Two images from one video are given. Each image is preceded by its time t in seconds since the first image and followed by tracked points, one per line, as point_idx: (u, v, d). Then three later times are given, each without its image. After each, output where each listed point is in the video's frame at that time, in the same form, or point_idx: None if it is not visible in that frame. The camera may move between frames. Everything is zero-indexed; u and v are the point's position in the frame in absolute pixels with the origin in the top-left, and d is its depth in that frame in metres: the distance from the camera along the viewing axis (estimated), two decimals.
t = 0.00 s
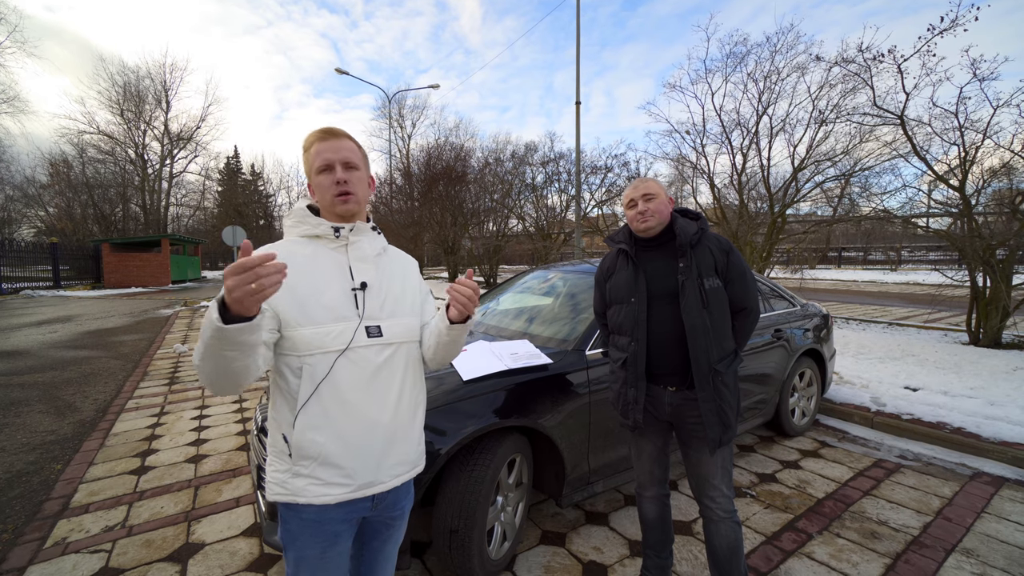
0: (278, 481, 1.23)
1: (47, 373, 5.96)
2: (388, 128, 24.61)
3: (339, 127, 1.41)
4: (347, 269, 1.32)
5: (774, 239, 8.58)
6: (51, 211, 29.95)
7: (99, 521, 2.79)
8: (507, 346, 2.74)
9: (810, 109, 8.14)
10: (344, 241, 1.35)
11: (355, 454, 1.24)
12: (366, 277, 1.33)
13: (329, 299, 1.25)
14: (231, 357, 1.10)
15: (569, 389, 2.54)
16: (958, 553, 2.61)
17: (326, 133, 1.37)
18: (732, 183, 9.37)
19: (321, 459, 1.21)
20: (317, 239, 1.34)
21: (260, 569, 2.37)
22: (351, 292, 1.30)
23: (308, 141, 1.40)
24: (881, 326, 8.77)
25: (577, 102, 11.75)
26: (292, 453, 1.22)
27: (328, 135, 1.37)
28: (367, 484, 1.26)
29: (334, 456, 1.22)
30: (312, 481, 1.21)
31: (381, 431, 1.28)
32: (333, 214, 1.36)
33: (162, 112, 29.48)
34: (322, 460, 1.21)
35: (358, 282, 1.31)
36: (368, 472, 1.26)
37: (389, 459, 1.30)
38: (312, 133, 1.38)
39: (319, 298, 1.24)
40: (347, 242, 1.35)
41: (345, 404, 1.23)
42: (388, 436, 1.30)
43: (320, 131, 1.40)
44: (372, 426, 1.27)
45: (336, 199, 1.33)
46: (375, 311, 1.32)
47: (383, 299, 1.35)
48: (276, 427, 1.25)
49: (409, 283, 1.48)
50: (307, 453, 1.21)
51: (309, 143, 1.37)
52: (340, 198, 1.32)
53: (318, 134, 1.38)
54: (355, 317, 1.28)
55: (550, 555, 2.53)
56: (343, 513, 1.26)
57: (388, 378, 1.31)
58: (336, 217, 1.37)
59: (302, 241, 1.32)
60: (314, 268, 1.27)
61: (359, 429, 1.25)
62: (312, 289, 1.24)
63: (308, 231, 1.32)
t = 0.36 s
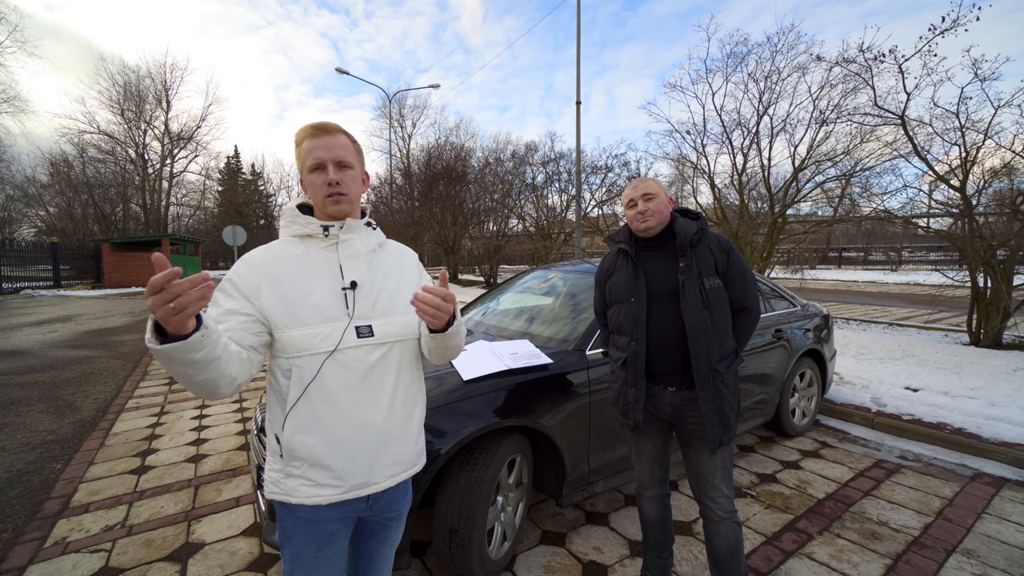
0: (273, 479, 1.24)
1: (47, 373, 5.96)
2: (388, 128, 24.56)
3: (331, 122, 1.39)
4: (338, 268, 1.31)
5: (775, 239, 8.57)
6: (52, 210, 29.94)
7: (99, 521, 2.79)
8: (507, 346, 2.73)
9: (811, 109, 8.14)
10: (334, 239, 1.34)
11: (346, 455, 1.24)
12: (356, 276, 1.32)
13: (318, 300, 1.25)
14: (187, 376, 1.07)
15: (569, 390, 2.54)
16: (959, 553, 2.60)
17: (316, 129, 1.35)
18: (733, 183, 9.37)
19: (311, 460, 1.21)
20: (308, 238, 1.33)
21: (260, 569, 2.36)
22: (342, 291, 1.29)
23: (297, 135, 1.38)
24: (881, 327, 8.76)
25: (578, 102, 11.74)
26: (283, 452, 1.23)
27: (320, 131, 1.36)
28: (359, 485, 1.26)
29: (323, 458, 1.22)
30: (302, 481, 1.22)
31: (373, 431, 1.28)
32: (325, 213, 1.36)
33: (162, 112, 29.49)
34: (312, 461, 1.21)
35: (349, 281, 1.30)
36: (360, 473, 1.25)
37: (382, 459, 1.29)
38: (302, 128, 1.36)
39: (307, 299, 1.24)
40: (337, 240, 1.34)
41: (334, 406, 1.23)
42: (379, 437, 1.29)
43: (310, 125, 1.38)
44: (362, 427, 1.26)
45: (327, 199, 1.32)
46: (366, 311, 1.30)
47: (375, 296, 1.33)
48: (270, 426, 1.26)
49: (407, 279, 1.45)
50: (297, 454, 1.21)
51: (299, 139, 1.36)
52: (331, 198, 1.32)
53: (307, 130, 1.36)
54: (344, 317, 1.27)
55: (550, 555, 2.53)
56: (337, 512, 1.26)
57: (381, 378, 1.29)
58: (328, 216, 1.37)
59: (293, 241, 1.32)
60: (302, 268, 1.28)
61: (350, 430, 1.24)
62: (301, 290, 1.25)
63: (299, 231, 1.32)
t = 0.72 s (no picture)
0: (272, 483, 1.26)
1: (48, 373, 5.96)
2: (388, 128, 24.57)
3: (330, 121, 1.34)
4: (333, 274, 1.31)
5: (775, 240, 8.57)
6: (52, 211, 29.95)
7: (100, 521, 2.79)
8: (507, 346, 2.73)
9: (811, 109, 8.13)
10: (328, 244, 1.33)
11: (340, 463, 1.24)
12: (351, 282, 1.32)
13: (312, 308, 1.24)
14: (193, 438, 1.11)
15: (570, 391, 2.54)
16: (960, 553, 2.60)
17: (315, 130, 1.31)
18: (733, 184, 9.37)
19: (305, 468, 1.22)
20: (301, 242, 1.32)
21: (262, 569, 2.37)
22: (336, 298, 1.29)
23: (293, 131, 1.33)
24: (882, 327, 8.76)
25: (578, 102, 11.74)
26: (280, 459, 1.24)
27: (319, 132, 1.31)
28: (354, 492, 1.27)
29: (317, 466, 1.22)
30: (297, 487, 1.23)
31: (368, 438, 1.28)
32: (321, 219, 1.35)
33: (163, 113, 29.52)
34: (307, 469, 1.22)
35: (343, 287, 1.30)
36: (354, 480, 1.26)
37: (377, 466, 1.30)
38: (300, 126, 1.31)
39: (301, 307, 1.24)
40: (331, 245, 1.33)
41: (328, 413, 1.23)
42: (374, 444, 1.29)
43: (308, 123, 1.33)
44: (357, 436, 1.26)
45: (325, 206, 1.31)
46: (361, 317, 1.30)
47: (371, 302, 1.33)
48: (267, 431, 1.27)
49: (402, 284, 1.45)
50: (291, 461, 1.22)
51: (296, 138, 1.31)
52: (330, 206, 1.31)
53: (305, 129, 1.32)
54: (339, 325, 1.27)
55: (551, 555, 2.53)
56: (335, 515, 1.26)
57: (376, 386, 1.28)
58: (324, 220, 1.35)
59: (286, 244, 1.31)
60: (296, 274, 1.27)
61: (344, 439, 1.24)
62: (295, 298, 1.25)
63: (292, 233, 1.31)
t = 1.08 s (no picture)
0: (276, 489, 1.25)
1: (50, 373, 5.97)
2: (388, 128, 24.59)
3: (338, 115, 1.38)
4: (341, 276, 1.31)
5: (775, 240, 8.56)
6: (53, 211, 29.97)
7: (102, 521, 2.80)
8: (508, 346, 2.74)
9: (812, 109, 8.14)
10: (337, 243, 1.33)
11: (352, 467, 1.25)
12: (361, 285, 1.33)
13: (324, 311, 1.24)
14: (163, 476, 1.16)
15: (571, 391, 2.55)
16: (960, 553, 2.60)
17: (324, 121, 1.34)
18: (733, 184, 9.38)
19: (316, 473, 1.22)
20: (307, 241, 1.31)
21: (263, 569, 2.37)
22: (346, 300, 1.29)
23: (301, 124, 1.35)
24: (883, 327, 8.77)
25: (579, 103, 11.74)
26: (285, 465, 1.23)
27: (327, 123, 1.34)
28: (364, 495, 1.28)
29: (329, 472, 1.23)
30: (306, 493, 1.22)
31: (377, 442, 1.29)
32: (325, 209, 1.34)
33: (163, 113, 29.56)
34: (318, 474, 1.22)
35: (354, 290, 1.31)
36: (365, 483, 1.27)
37: (385, 470, 1.32)
38: (308, 118, 1.34)
39: (311, 310, 1.23)
40: (341, 244, 1.34)
41: (341, 418, 1.23)
42: (382, 447, 1.31)
43: (316, 115, 1.36)
44: (368, 441, 1.27)
45: (331, 195, 1.30)
46: (371, 320, 1.32)
47: (380, 305, 1.36)
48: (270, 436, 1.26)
49: (406, 287, 1.48)
50: (303, 467, 1.21)
51: (304, 129, 1.34)
52: (335, 195, 1.30)
53: (314, 120, 1.34)
54: (350, 327, 1.27)
55: (552, 555, 2.54)
56: (343, 520, 1.26)
57: (384, 389, 1.31)
58: (328, 212, 1.35)
59: (290, 243, 1.29)
60: (304, 275, 1.26)
61: (355, 443, 1.25)
62: (305, 301, 1.23)
63: (297, 232, 1.29)
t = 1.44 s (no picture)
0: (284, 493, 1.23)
1: (51, 373, 5.98)
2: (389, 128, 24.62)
3: (356, 116, 1.36)
4: (350, 276, 1.32)
5: (776, 240, 8.56)
6: (54, 211, 29.97)
7: (104, 520, 2.81)
8: (509, 346, 2.74)
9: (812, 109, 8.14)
10: (346, 244, 1.34)
11: (362, 466, 1.25)
12: (369, 285, 1.34)
13: (336, 312, 1.25)
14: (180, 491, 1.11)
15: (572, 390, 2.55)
16: (961, 553, 2.61)
17: (343, 121, 1.32)
18: (734, 184, 9.38)
19: (328, 474, 1.22)
20: (316, 241, 1.32)
21: (265, 568, 2.38)
22: (356, 300, 1.30)
23: (317, 122, 1.33)
24: (883, 327, 8.76)
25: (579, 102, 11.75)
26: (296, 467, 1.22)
27: (345, 124, 1.33)
28: (373, 495, 1.29)
29: (341, 472, 1.23)
30: (317, 494, 1.22)
31: (386, 441, 1.31)
32: (336, 212, 1.33)
33: (164, 113, 29.59)
34: (330, 474, 1.22)
35: (363, 290, 1.32)
36: (374, 482, 1.28)
37: (393, 469, 1.33)
38: (326, 116, 1.32)
39: (323, 310, 1.23)
40: (349, 245, 1.34)
41: (353, 417, 1.24)
42: (390, 446, 1.32)
43: (334, 114, 1.34)
44: (377, 440, 1.28)
45: (345, 199, 1.30)
46: (380, 320, 1.34)
47: (387, 305, 1.38)
48: (277, 439, 1.24)
49: (409, 287, 1.51)
50: (314, 468, 1.21)
51: (320, 127, 1.32)
52: (350, 200, 1.30)
53: (331, 119, 1.32)
54: (360, 328, 1.29)
55: (553, 554, 2.54)
56: (351, 520, 1.27)
57: (392, 389, 1.33)
58: (339, 215, 1.34)
59: (297, 243, 1.29)
60: (314, 276, 1.26)
61: (365, 442, 1.26)
62: (316, 301, 1.23)
63: (305, 232, 1.29)
